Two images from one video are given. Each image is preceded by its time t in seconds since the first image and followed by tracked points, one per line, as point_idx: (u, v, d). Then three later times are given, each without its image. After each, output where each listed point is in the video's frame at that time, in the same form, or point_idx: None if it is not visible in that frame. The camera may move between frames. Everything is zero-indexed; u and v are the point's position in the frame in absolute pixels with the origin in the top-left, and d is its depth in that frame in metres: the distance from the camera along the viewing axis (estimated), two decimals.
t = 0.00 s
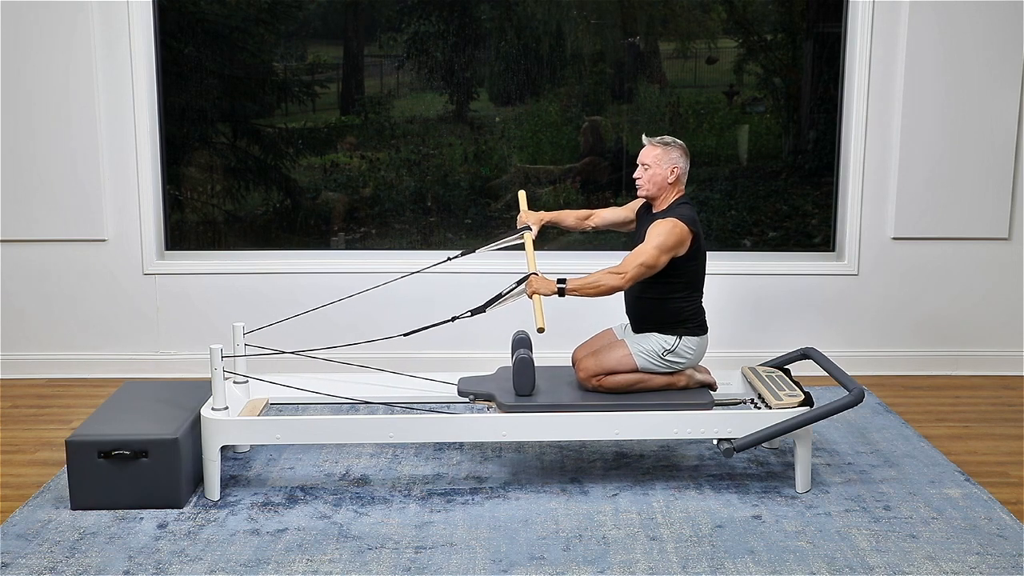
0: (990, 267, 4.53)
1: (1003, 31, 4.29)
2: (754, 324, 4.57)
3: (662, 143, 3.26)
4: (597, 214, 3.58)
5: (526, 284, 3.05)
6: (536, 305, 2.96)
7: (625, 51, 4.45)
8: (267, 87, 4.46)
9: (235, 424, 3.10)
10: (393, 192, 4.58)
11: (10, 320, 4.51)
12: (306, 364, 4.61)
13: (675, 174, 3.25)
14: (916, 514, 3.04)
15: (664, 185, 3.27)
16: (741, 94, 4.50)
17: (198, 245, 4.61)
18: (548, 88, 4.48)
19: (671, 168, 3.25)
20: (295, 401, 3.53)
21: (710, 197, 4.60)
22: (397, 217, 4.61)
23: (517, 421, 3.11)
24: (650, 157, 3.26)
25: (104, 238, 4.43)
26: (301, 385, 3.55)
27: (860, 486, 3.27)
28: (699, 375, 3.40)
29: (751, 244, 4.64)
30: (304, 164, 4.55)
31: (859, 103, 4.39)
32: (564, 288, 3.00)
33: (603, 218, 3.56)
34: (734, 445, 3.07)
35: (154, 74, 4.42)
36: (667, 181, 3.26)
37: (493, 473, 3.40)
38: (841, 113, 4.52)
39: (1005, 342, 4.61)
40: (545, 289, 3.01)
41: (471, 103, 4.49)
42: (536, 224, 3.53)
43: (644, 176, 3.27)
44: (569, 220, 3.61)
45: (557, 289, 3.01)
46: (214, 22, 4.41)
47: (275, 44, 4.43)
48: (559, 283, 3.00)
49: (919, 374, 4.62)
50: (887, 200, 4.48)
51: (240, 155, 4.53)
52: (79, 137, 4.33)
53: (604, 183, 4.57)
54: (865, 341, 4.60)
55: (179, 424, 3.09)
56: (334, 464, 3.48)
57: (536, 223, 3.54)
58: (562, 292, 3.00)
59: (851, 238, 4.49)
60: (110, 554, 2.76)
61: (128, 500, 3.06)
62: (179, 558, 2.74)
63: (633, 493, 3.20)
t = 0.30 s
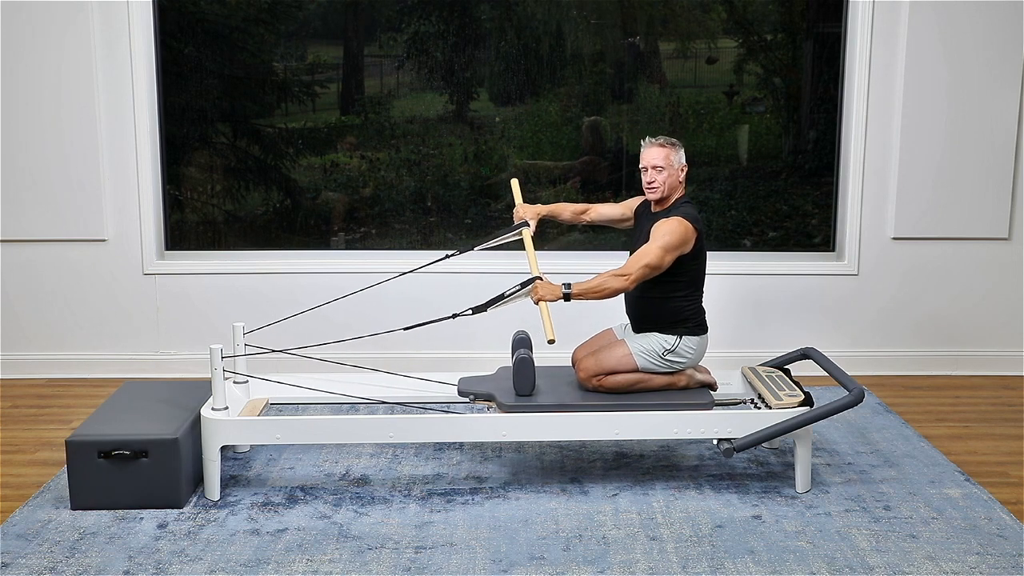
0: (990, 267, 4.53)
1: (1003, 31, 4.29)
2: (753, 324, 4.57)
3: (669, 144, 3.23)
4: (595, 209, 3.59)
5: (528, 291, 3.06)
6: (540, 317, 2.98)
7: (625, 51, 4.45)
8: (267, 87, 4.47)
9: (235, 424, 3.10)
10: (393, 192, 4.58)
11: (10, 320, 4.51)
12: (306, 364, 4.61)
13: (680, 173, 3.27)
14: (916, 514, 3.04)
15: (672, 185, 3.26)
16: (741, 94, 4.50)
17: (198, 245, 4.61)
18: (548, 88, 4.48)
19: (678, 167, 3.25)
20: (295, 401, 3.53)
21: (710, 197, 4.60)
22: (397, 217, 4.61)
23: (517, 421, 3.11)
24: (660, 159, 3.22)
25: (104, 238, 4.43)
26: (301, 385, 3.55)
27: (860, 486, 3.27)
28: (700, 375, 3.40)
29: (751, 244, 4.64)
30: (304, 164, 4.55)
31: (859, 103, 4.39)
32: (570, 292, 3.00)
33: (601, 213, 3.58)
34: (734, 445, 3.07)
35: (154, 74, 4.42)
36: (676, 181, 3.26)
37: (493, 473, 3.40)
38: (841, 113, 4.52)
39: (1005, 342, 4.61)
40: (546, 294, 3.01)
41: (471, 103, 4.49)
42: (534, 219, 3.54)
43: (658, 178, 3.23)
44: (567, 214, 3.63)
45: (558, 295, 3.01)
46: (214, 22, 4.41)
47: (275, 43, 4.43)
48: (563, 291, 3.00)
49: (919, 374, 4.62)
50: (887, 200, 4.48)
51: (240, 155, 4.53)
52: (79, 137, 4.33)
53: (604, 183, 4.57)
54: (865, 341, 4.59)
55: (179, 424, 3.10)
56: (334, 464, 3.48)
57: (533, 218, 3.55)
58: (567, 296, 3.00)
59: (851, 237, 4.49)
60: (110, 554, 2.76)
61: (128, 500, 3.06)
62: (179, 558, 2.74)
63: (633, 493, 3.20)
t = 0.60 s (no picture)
0: (990, 267, 4.53)
1: (1003, 31, 4.29)
2: (753, 324, 4.57)
3: (668, 144, 3.24)
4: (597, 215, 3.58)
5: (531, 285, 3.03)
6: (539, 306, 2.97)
7: (624, 51, 4.45)
8: (267, 87, 4.47)
9: (235, 424, 3.10)
10: (393, 192, 4.58)
11: (10, 320, 4.51)
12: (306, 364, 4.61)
13: (681, 172, 3.27)
14: (916, 514, 3.04)
15: (673, 184, 3.27)
16: (741, 94, 4.50)
17: (198, 245, 4.61)
18: (548, 88, 4.48)
19: (678, 167, 3.25)
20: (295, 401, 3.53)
21: (710, 197, 4.60)
22: (397, 217, 4.61)
23: (517, 421, 3.11)
24: (659, 157, 3.23)
25: (104, 238, 4.43)
26: (301, 386, 3.55)
27: (860, 486, 3.27)
28: (700, 375, 3.40)
29: (751, 244, 4.64)
30: (304, 164, 4.55)
31: (859, 103, 4.39)
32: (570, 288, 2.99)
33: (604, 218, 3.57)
34: (734, 445, 3.07)
35: (154, 74, 4.42)
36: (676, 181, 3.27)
37: (493, 473, 3.40)
38: (841, 113, 4.52)
39: (1005, 342, 4.61)
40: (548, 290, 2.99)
41: (471, 103, 4.49)
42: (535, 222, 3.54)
43: (657, 177, 3.23)
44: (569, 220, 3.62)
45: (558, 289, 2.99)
46: (214, 22, 4.41)
47: (275, 43, 4.43)
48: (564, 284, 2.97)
49: (919, 374, 4.62)
50: (887, 200, 4.48)
51: (240, 155, 4.53)
52: (79, 137, 4.33)
53: (604, 183, 4.57)
54: (865, 341, 4.59)
55: (179, 424, 3.10)
56: (334, 464, 3.48)
57: (536, 222, 3.54)
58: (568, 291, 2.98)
59: (851, 237, 4.49)
60: (110, 554, 2.76)
61: (128, 500, 3.06)
62: (179, 558, 2.73)
63: (633, 493, 3.20)
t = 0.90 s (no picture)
0: (990, 267, 4.53)
1: (1003, 31, 4.29)
2: (754, 324, 4.57)
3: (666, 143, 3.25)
4: (606, 231, 3.55)
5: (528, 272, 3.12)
6: (532, 279, 3.02)
7: (625, 51, 4.45)
8: (267, 87, 4.47)
9: (235, 424, 3.10)
10: (393, 192, 4.58)
11: (10, 320, 4.51)
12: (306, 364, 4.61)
13: (682, 172, 3.25)
14: (916, 514, 3.04)
15: (671, 184, 3.26)
16: (741, 94, 4.50)
17: (198, 245, 4.61)
18: (548, 88, 4.48)
19: (676, 168, 3.24)
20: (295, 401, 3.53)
21: (710, 197, 4.60)
22: (397, 217, 4.61)
23: (517, 421, 3.11)
24: (656, 157, 3.25)
25: (104, 238, 4.43)
26: (301, 386, 3.55)
27: (860, 486, 3.27)
28: (700, 376, 3.40)
29: (751, 244, 4.64)
30: (304, 165, 4.55)
31: (860, 103, 4.39)
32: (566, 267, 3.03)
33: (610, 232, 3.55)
34: (733, 445, 3.07)
35: (154, 74, 4.42)
36: (676, 181, 3.26)
37: (493, 473, 3.40)
38: (841, 113, 4.52)
39: (1005, 342, 4.61)
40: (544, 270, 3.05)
41: (471, 103, 4.49)
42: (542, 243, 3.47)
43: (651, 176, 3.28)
44: (580, 238, 3.60)
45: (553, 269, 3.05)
46: (214, 22, 4.41)
47: (275, 44, 4.43)
48: (560, 262, 3.03)
49: (919, 374, 4.62)
50: (887, 200, 4.48)
51: (240, 155, 4.53)
52: (79, 137, 4.33)
53: (604, 183, 4.57)
54: (865, 341, 4.59)
55: (179, 424, 3.10)
56: (334, 464, 3.48)
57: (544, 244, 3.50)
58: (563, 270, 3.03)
59: (851, 238, 4.49)
60: (110, 554, 2.76)
61: (128, 500, 3.06)
62: (179, 558, 2.74)
63: (633, 493, 3.20)
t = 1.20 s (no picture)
0: (990, 267, 4.53)
1: (1003, 31, 4.29)
2: (753, 324, 4.57)
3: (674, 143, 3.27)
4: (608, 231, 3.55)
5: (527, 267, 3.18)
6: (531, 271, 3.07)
7: (625, 51, 4.45)
8: (267, 87, 4.47)
9: (235, 424, 3.10)
10: (393, 192, 4.58)
11: (10, 320, 4.51)
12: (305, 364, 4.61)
13: (688, 171, 3.24)
14: (916, 514, 3.04)
15: (676, 183, 3.27)
16: (741, 94, 4.50)
17: (198, 245, 4.61)
18: (548, 88, 4.48)
19: (681, 166, 3.25)
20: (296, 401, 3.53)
21: (710, 197, 4.60)
22: (397, 217, 4.61)
23: (517, 421, 3.11)
24: (663, 156, 3.27)
25: (104, 238, 4.43)
26: (302, 386, 3.55)
27: (860, 486, 3.27)
28: (703, 376, 3.40)
29: (751, 244, 4.64)
30: (304, 165, 4.55)
31: (859, 103, 4.39)
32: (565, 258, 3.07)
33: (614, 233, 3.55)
34: (733, 445, 3.07)
35: (154, 74, 4.42)
36: (682, 181, 3.26)
37: (493, 473, 3.40)
38: (841, 113, 4.52)
39: (1005, 342, 4.61)
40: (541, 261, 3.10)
41: (471, 103, 4.49)
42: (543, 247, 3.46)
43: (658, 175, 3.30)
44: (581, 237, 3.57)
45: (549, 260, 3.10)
46: (214, 22, 4.41)
47: (275, 43, 4.43)
48: (557, 253, 3.08)
49: (919, 374, 4.62)
50: (887, 200, 4.48)
51: (240, 155, 4.53)
52: (79, 137, 4.33)
53: (604, 183, 4.57)
54: (865, 341, 4.60)
55: (179, 424, 3.09)
56: (334, 464, 3.48)
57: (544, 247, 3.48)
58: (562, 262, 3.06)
59: (850, 238, 4.49)
60: (110, 554, 2.76)
61: (128, 500, 3.06)
62: (179, 558, 2.73)
63: (633, 493, 3.20)
